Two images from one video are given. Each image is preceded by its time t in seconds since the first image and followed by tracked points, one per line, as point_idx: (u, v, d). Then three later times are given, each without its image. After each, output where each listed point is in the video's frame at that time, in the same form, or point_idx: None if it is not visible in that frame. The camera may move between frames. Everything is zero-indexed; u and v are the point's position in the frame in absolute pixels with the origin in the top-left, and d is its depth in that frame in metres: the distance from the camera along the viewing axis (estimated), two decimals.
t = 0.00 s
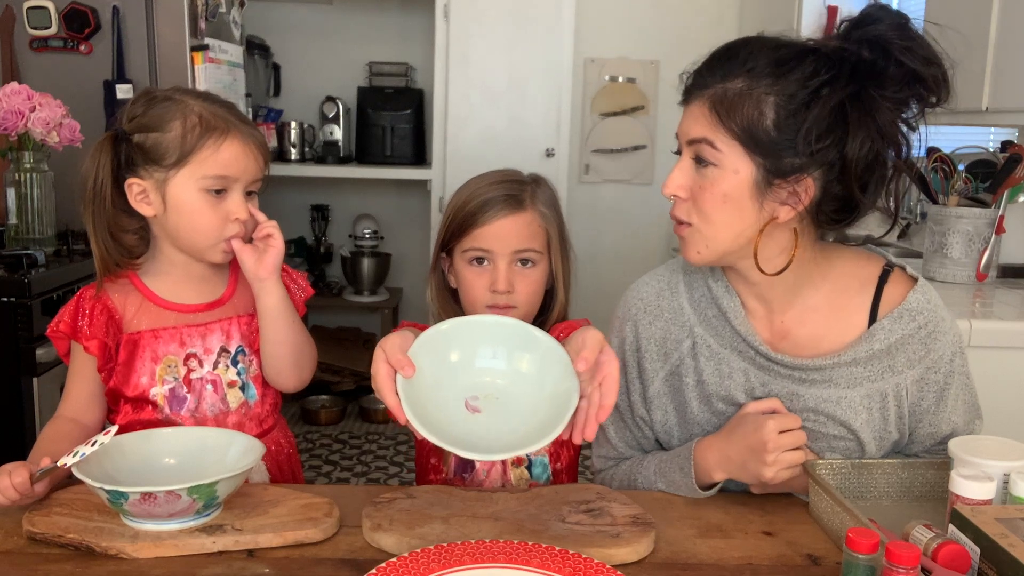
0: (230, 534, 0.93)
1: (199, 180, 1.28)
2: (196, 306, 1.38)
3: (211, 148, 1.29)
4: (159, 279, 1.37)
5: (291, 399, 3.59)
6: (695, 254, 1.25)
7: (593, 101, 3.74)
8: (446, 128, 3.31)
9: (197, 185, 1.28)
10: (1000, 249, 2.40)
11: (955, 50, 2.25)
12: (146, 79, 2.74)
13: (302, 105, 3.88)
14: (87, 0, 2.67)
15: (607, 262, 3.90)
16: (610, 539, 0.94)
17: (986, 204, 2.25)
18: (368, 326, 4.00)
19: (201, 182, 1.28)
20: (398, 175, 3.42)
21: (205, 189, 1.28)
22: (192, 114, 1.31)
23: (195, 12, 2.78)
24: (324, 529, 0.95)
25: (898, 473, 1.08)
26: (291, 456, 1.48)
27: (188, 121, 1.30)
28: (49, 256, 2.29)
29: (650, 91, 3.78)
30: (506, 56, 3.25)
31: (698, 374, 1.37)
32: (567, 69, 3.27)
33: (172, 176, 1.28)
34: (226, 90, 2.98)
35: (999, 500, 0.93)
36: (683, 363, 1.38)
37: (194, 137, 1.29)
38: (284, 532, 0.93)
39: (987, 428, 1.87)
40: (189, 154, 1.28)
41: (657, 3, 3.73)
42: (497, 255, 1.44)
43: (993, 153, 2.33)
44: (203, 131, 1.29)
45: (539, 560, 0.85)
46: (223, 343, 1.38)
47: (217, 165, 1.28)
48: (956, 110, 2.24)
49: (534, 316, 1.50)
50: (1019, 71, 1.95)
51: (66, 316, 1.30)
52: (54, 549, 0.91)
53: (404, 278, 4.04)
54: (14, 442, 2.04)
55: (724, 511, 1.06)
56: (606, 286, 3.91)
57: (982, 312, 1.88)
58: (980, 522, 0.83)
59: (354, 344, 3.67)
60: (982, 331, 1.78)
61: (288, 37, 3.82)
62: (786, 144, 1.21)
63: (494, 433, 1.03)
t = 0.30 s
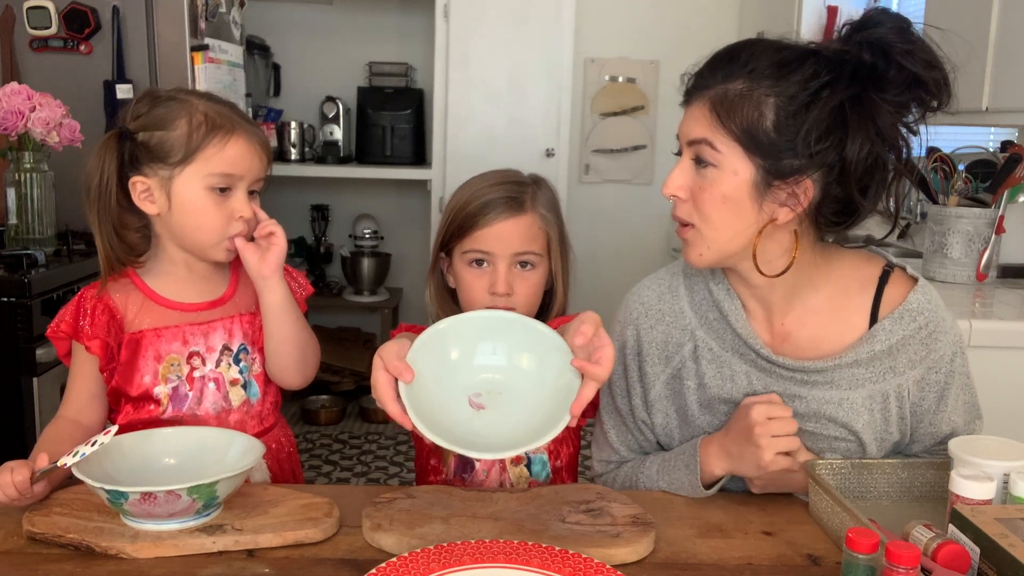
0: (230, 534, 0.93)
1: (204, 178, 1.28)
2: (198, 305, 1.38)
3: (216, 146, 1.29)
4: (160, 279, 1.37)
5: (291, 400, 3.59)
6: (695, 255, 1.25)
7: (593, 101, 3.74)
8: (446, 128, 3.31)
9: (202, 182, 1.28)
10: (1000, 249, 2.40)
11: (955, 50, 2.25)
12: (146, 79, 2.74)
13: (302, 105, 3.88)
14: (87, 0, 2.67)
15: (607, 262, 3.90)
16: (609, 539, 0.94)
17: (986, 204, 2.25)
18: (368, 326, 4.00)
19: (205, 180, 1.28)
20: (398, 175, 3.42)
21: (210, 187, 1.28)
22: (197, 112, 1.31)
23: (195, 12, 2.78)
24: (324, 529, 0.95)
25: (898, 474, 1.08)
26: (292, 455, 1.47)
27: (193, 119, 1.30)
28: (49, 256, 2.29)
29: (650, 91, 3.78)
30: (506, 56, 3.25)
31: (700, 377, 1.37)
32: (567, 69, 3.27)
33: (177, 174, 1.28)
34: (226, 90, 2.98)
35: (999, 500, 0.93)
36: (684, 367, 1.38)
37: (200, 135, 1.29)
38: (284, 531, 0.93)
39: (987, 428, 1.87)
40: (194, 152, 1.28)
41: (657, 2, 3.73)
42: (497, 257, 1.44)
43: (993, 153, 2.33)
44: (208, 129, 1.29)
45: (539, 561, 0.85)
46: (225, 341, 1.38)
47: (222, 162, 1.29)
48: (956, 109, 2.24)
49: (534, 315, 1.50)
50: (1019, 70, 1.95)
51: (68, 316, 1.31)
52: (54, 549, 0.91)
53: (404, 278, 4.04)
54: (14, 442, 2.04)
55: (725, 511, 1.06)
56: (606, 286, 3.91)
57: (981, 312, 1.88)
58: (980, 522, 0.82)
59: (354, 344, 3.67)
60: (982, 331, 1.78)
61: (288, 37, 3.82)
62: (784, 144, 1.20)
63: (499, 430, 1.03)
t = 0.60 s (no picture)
0: (230, 534, 0.93)
1: (207, 177, 1.28)
2: (200, 304, 1.38)
3: (218, 145, 1.29)
4: (161, 277, 1.37)
5: (291, 400, 3.59)
6: (720, 259, 1.20)
7: (593, 101, 3.74)
8: (446, 127, 3.31)
9: (204, 182, 1.28)
10: (1000, 249, 2.40)
11: (955, 50, 2.25)
12: (146, 80, 2.74)
13: (302, 105, 3.88)
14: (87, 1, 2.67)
15: (607, 261, 3.90)
16: (609, 539, 0.94)
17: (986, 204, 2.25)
18: (368, 326, 4.00)
19: (208, 179, 1.28)
20: (398, 175, 3.42)
21: (212, 186, 1.28)
22: (199, 112, 1.31)
23: (195, 12, 2.78)
24: (324, 529, 0.95)
25: (898, 474, 1.08)
26: (292, 455, 1.47)
27: (195, 119, 1.30)
28: (49, 256, 2.29)
29: (650, 91, 3.78)
30: (506, 55, 3.25)
31: (698, 384, 1.37)
32: (567, 69, 3.27)
33: (179, 173, 1.28)
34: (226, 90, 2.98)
35: (999, 499, 0.93)
36: (682, 375, 1.38)
37: (201, 135, 1.29)
38: (284, 531, 0.93)
39: (987, 427, 1.87)
40: (196, 152, 1.28)
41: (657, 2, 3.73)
42: (499, 265, 1.44)
43: (993, 153, 2.33)
44: (210, 129, 1.30)
45: (539, 560, 0.85)
46: (226, 340, 1.38)
47: (224, 162, 1.29)
48: (956, 109, 2.24)
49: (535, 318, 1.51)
50: (1019, 70, 1.95)
51: (69, 313, 1.31)
52: (54, 549, 0.91)
53: (404, 278, 4.04)
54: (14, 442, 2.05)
55: (724, 511, 1.06)
56: (605, 286, 3.91)
57: (981, 312, 1.88)
58: (981, 522, 0.83)
59: (354, 343, 3.67)
60: (982, 331, 1.78)
61: (288, 37, 3.82)
62: (818, 146, 1.21)
63: (502, 417, 1.01)
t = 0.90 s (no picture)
0: (230, 534, 0.93)
1: (209, 177, 1.28)
2: (198, 303, 1.38)
3: (220, 146, 1.29)
4: (160, 277, 1.37)
5: (291, 400, 3.58)
6: (756, 252, 1.21)
7: (593, 101, 3.74)
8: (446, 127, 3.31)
9: (206, 182, 1.28)
10: (1000, 249, 2.40)
11: (955, 50, 2.25)
12: (146, 79, 2.74)
13: (302, 105, 3.88)
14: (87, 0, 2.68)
15: (606, 261, 3.90)
16: (609, 539, 0.94)
17: (986, 204, 2.25)
18: (368, 326, 4.00)
19: (210, 179, 1.28)
20: (398, 175, 3.42)
21: (214, 186, 1.28)
22: (201, 112, 1.31)
23: (195, 12, 2.78)
24: (324, 529, 0.95)
25: (898, 474, 1.08)
26: (291, 453, 1.47)
27: (197, 119, 1.30)
28: (49, 256, 2.29)
29: (650, 91, 3.78)
30: (506, 55, 3.25)
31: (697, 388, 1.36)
32: (567, 69, 3.27)
33: (181, 173, 1.28)
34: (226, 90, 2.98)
35: (999, 499, 0.93)
36: (680, 379, 1.37)
37: (204, 135, 1.29)
38: (284, 532, 0.93)
39: (987, 427, 1.87)
40: (199, 152, 1.28)
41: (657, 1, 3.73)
42: (507, 269, 1.40)
43: (993, 153, 2.33)
44: (212, 129, 1.30)
45: (539, 560, 0.85)
46: (225, 340, 1.37)
47: (226, 162, 1.29)
48: (955, 109, 2.25)
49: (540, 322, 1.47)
50: (1019, 70, 1.95)
51: (68, 313, 1.31)
52: (54, 549, 0.91)
53: (404, 278, 4.04)
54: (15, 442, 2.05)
55: (725, 511, 1.06)
56: (605, 286, 3.91)
57: (982, 312, 1.88)
58: (981, 522, 0.82)
59: (354, 344, 3.67)
60: (981, 331, 1.78)
61: (288, 37, 3.82)
62: (837, 149, 1.28)
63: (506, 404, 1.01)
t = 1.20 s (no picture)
0: (230, 534, 0.93)
1: (209, 180, 1.28)
2: (197, 305, 1.38)
3: (220, 149, 1.29)
4: (158, 278, 1.37)
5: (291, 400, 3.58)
6: (767, 253, 1.22)
7: (593, 101, 3.74)
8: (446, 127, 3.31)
9: (206, 185, 1.28)
10: (1000, 249, 2.40)
11: (955, 50, 2.25)
12: (146, 79, 2.74)
13: (302, 105, 3.88)
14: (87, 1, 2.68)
15: (607, 262, 3.90)
16: (609, 539, 0.94)
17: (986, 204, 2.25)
18: (368, 326, 4.00)
19: (210, 182, 1.28)
20: (399, 175, 3.42)
21: (214, 189, 1.28)
22: (202, 115, 1.31)
23: (195, 12, 2.78)
24: (324, 529, 0.95)
25: (898, 474, 1.08)
26: (289, 451, 1.47)
27: (198, 121, 1.30)
28: (49, 256, 2.29)
29: (650, 91, 3.78)
30: (506, 55, 3.25)
31: (697, 393, 1.35)
32: (567, 69, 3.27)
33: (182, 175, 1.28)
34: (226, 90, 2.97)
35: (999, 499, 0.93)
36: (682, 383, 1.37)
37: (204, 138, 1.29)
38: (284, 531, 0.93)
39: (987, 427, 1.87)
40: (199, 155, 1.28)
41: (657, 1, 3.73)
42: (513, 281, 1.25)
43: (993, 153, 2.33)
44: (212, 132, 1.29)
45: (539, 561, 0.85)
46: (223, 340, 1.37)
47: (226, 165, 1.29)
48: (955, 109, 2.25)
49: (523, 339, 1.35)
50: (1019, 70, 1.95)
51: (67, 314, 1.30)
52: (54, 549, 0.91)
53: (404, 278, 4.04)
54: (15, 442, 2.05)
55: (725, 512, 1.06)
56: (605, 285, 3.91)
57: (982, 312, 1.87)
58: (981, 522, 0.82)
59: (354, 344, 3.67)
60: (981, 331, 1.78)
61: (288, 37, 3.82)
62: (840, 150, 1.28)
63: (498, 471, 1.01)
